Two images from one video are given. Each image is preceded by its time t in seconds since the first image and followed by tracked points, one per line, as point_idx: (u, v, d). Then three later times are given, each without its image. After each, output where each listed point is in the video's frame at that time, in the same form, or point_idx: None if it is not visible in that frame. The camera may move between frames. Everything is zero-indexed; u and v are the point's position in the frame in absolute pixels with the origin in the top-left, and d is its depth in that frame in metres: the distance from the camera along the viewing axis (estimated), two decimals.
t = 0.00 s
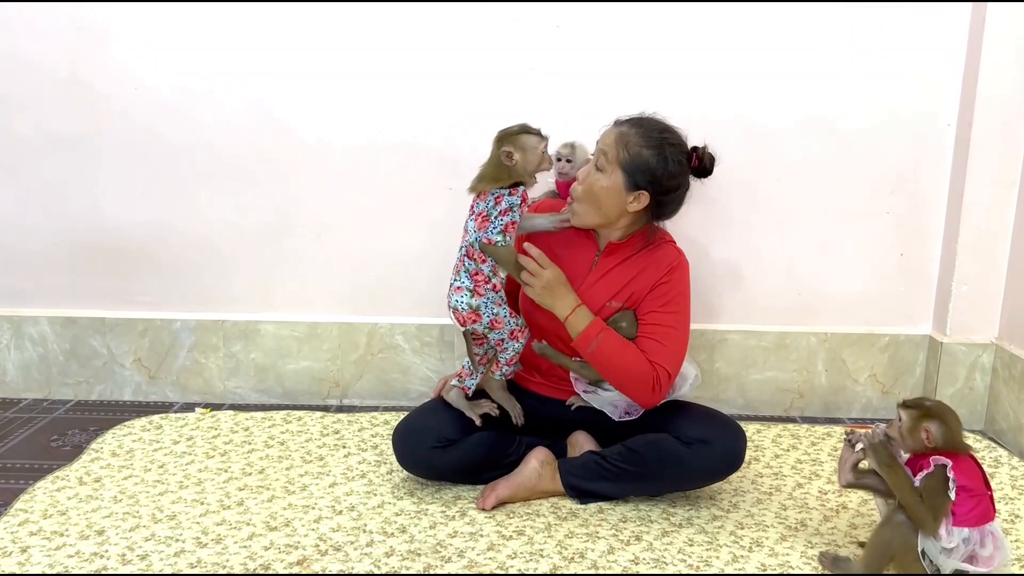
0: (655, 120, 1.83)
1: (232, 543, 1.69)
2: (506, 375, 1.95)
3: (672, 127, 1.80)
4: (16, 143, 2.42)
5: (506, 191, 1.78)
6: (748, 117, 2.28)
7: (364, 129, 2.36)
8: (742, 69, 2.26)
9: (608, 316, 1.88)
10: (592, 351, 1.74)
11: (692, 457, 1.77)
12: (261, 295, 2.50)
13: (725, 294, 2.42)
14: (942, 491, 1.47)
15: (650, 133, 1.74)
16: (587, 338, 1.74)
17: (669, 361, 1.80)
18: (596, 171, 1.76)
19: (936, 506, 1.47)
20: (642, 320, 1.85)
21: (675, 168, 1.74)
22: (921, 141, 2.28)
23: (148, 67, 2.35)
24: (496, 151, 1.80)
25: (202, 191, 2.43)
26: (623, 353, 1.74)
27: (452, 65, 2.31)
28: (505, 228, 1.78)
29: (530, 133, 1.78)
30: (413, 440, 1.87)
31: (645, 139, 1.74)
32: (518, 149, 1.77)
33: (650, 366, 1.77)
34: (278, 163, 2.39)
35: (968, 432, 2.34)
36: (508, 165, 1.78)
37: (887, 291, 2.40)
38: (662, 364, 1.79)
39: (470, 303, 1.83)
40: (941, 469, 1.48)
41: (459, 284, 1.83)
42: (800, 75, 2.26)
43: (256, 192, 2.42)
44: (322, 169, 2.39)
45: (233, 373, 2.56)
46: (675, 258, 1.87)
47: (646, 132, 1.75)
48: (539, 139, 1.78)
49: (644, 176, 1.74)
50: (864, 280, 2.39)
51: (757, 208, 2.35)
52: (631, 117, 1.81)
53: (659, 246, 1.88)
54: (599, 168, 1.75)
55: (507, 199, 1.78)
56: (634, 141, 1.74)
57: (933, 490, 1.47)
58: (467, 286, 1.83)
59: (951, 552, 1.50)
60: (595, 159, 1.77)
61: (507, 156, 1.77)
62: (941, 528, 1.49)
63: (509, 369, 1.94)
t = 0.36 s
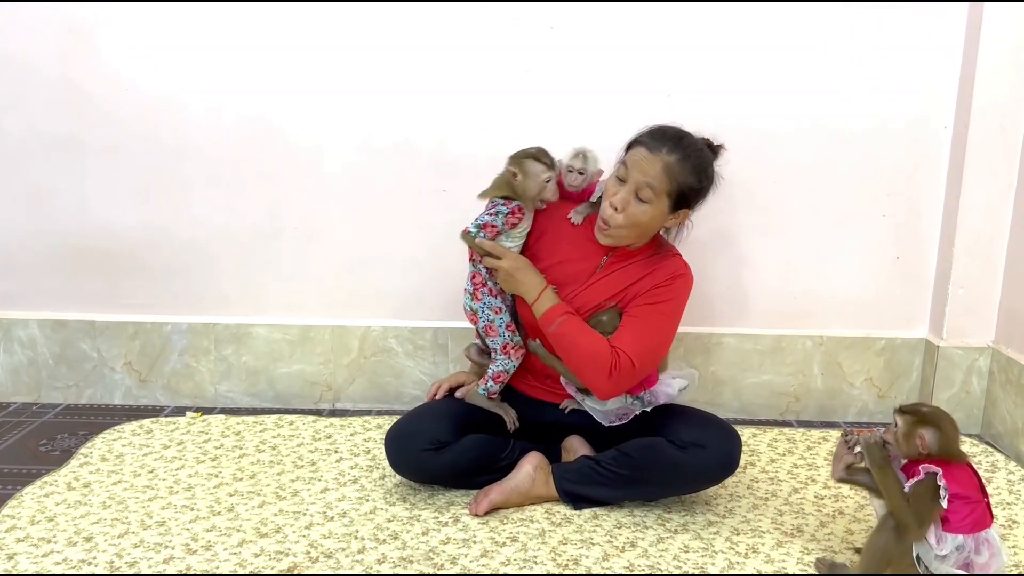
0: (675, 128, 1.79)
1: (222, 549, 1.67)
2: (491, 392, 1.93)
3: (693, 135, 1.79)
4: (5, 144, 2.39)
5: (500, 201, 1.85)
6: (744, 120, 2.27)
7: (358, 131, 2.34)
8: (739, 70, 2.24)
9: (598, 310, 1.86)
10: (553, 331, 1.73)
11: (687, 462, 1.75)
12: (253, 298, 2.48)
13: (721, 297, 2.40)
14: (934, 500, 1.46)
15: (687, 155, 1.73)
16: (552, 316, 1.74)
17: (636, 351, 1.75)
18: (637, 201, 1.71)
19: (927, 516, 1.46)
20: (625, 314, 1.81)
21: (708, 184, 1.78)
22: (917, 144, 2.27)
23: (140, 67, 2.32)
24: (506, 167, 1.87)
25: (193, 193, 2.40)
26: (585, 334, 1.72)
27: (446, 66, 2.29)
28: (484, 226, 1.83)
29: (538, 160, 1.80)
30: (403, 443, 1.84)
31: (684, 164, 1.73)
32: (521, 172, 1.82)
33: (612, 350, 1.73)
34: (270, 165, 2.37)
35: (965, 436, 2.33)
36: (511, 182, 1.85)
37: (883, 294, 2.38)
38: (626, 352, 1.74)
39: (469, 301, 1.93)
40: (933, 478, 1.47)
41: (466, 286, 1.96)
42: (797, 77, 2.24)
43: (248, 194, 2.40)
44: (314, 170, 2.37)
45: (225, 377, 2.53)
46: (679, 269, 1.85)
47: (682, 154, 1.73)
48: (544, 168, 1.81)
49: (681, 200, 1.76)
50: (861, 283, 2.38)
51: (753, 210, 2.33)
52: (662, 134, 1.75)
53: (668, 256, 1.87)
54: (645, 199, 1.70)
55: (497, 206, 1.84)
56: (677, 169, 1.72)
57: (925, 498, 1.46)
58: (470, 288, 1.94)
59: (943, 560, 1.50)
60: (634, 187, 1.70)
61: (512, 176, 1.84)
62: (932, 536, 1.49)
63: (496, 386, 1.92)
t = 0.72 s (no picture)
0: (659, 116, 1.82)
1: (216, 550, 1.65)
2: (488, 393, 1.92)
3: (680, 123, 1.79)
4: None
5: (479, 212, 1.84)
6: (742, 117, 2.26)
7: (354, 129, 2.32)
8: (737, 68, 2.23)
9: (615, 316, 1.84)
10: (584, 377, 1.75)
11: (685, 459, 1.74)
12: (248, 297, 2.47)
13: (718, 296, 2.40)
14: (934, 495, 1.45)
15: (665, 136, 1.73)
16: (577, 363, 1.75)
17: (671, 359, 1.76)
18: (615, 182, 1.75)
19: (927, 511, 1.45)
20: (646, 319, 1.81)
21: (695, 167, 1.75)
22: (915, 142, 2.27)
23: (134, 64, 2.30)
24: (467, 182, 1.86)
25: (188, 191, 2.38)
26: (617, 365, 1.74)
27: (443, 63, 2.28)
28: (475, 242, 1.82)
29: (485, 158, 1.79)
30: (400, 446, 1.83)
31: (662, 144, 1.73)
32: (476, 178, 1.79)
33: (648, 366, 1.75)
34: (266, 164, 2.36)
35: (963, 435, 2.33)
36: (474, 193, 1.83)
37: (881, 293, 2.38)
38: (662, 362, 1.75)
39: (456, 319, 1.92)
40: (932, 474, 1.46)
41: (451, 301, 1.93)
42: (795, 76, 2.24)
43: (243, 192, 2.38)
44: (309, 168, 2.35)
45: (219, 376, 2.51)
46: (686, 261, 1.83)
47: (661, 135, 1.74)
48: (493, 163, 1.78)
49: (667, 181, 1.73)
50: (858, 282, 2.37)
51: (751, 208, 2.32)
52: (640, 119, 1.78)
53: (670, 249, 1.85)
54: (621, 178, 1.73)
55: (475, 216, 1.84)
56: (652, 147, 1.72)
57: (924, 493, 1.45)
58: (457, 306, 1.91)
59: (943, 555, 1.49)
60: (612, 170, 1.75)
61: (472, 186, 1.82)
62: (933, 532, 1.48)
63: (493, 387, 1.91)
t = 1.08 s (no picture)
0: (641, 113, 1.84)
1: (210, 551, 1.65)
2: (490, 395, 1.89)
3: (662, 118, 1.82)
4: None
5: (509, 213, 1.84)
6: (737, 117, 2.26)
7: (348, 129, 2.32)
8: (732, 68, 2.24)
9: (606, 317, 1.84)
10: (577, 372, 1.75)
11: (680, 458, 1.74)
12: (242, 297, 2.46)
13: (713, 295, 2.40)
14: (926, 494, 1.46)
15: (649, 128, 1.76)
16: (571, 358, 1.76)
17: (663, 359, 1.77)
18: (603, 175, 1.75)
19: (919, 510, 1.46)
20: (638, 321, 1.82)
21: (680, 159, 1.77)
22: (909, 141, 2.27)
23: (127, 63, 2.29)
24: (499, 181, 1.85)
25: (181, 191, 2.37)
26: (610, 365, 1.75)
27: (438, 63, 2.27)
28: (498, 238, 1.82)
29: (525, 159, 1.78)
30: (395, 446, 1.82)
31: (648, 136, 1.75)
32: (514, 180, 1.79)
33: (641, 367, 1.76)
34: (260, 163, 2.35)
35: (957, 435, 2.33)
36: (507, 194, 1.83)
37: (876, 292, 2.38)
38: (654, 363, 1.76)
39: (478, 315, 1.94)
40: (926, 473, 1.46)
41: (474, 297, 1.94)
42: (789, 76, 2.24)
43: (237, 192, 2.37)
44: (302, 167, 2.35)
45: (213, 376, 2.51)
46: (674, 260, 1.86)
47: (645, 128, 1.76)
48: (532, 165, 1.77)
49: (654, 173, 1.75)
50: (853, 282, 2.38)
51: (745, 208, 2.32)
52: (625, 115, 1.80)
53: (658, 248, 1.87)
54: (608, 170, 1.74)
55: (506, 216, 1.83)
56: (639, 139, 1.74)
57: (916, 493, 1.46)
58: (478, 302, 1.93)
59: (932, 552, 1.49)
60: (599, 163, 1.76)
61: (507, 186, 1.81)
62: (925, 531, 1.49)
63: (496, 390, 1.89)
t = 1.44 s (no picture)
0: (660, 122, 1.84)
1: (201, 554, 1.63)
2: (479, 396, 1.89)
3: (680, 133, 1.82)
4: None
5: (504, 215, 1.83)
6: (732, 116, 2.25)
7: (341, 127, 2.30)
8: (726, 66, 2.22)
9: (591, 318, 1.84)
10: (556, 371, 1.75)
11: (674, 459, 1.73)
12: (235, 297, 2.44)
13: (708, 295, 2.39)
14: (928, 496, 1.45)
15: (668, 138, 1.76)
16: (551, 356, 1.75)
17: (644, 362, 1.75)
18: (613, 167, 1.74)
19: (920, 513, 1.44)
20: (621, 323, 1.81)
21: (686, 177, 1.77)
22: (904, 140, 2.26)
23: (118, 62, 2.27)
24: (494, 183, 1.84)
25: (173, 190, 2.36)
26: (590, 365, 1.74)
27: (431, 61, 2.26)
28: (492, 236, 1.81)
29: (523, 162, 1.78)
30: (387, 446, 1.81)
31: (665, 145, 1.75)
32: (511, 183, 1.79)
33: (620, 369, 1.74)
34: (252, 162, 2.33)
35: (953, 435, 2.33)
36: (503, 197, 1.82)
37: (871, 292, 2.38)
38: (634, 365, 1.75)
39: (459, 314, 1.92)
40: (929, 475, 1.46)
41: (454, 296, 1.92)
42: (784, 74, 2.23)
43: (229, 191, 2.35)
44: (295, 166, 2.33)
45: (205, 377, 2.49)
46: (663, 262, 1.84)
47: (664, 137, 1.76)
48: (529, 168, 1.78)
49: (662, 181, 1.75)
50: (847, 281, 2.37)
51: (741, 207, 2.32)
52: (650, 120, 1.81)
53: (647, 249, 1.86)
54: (620, 164, 1.73)
55: (501, 217, 1.82)
56: (660, 145, 1.74)
57: (916, 495, 1.45)
58: (461, 301, 1.91)
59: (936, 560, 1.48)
60: (611, 155, 1.75)
61: (503, 190, 1.81)
62: (929, 536, 1.47)
63: (484, 390, 1.89)
